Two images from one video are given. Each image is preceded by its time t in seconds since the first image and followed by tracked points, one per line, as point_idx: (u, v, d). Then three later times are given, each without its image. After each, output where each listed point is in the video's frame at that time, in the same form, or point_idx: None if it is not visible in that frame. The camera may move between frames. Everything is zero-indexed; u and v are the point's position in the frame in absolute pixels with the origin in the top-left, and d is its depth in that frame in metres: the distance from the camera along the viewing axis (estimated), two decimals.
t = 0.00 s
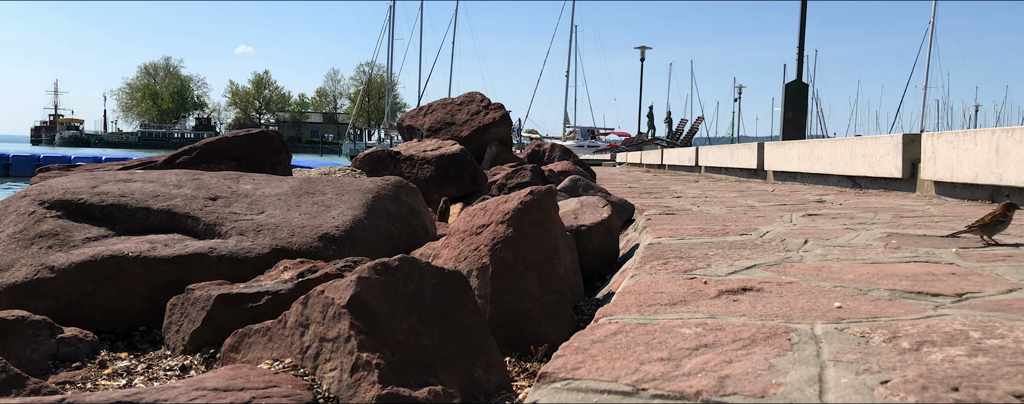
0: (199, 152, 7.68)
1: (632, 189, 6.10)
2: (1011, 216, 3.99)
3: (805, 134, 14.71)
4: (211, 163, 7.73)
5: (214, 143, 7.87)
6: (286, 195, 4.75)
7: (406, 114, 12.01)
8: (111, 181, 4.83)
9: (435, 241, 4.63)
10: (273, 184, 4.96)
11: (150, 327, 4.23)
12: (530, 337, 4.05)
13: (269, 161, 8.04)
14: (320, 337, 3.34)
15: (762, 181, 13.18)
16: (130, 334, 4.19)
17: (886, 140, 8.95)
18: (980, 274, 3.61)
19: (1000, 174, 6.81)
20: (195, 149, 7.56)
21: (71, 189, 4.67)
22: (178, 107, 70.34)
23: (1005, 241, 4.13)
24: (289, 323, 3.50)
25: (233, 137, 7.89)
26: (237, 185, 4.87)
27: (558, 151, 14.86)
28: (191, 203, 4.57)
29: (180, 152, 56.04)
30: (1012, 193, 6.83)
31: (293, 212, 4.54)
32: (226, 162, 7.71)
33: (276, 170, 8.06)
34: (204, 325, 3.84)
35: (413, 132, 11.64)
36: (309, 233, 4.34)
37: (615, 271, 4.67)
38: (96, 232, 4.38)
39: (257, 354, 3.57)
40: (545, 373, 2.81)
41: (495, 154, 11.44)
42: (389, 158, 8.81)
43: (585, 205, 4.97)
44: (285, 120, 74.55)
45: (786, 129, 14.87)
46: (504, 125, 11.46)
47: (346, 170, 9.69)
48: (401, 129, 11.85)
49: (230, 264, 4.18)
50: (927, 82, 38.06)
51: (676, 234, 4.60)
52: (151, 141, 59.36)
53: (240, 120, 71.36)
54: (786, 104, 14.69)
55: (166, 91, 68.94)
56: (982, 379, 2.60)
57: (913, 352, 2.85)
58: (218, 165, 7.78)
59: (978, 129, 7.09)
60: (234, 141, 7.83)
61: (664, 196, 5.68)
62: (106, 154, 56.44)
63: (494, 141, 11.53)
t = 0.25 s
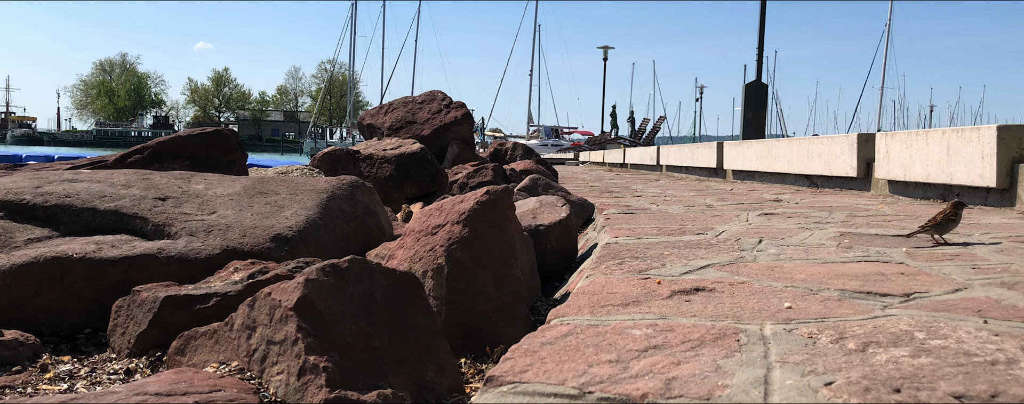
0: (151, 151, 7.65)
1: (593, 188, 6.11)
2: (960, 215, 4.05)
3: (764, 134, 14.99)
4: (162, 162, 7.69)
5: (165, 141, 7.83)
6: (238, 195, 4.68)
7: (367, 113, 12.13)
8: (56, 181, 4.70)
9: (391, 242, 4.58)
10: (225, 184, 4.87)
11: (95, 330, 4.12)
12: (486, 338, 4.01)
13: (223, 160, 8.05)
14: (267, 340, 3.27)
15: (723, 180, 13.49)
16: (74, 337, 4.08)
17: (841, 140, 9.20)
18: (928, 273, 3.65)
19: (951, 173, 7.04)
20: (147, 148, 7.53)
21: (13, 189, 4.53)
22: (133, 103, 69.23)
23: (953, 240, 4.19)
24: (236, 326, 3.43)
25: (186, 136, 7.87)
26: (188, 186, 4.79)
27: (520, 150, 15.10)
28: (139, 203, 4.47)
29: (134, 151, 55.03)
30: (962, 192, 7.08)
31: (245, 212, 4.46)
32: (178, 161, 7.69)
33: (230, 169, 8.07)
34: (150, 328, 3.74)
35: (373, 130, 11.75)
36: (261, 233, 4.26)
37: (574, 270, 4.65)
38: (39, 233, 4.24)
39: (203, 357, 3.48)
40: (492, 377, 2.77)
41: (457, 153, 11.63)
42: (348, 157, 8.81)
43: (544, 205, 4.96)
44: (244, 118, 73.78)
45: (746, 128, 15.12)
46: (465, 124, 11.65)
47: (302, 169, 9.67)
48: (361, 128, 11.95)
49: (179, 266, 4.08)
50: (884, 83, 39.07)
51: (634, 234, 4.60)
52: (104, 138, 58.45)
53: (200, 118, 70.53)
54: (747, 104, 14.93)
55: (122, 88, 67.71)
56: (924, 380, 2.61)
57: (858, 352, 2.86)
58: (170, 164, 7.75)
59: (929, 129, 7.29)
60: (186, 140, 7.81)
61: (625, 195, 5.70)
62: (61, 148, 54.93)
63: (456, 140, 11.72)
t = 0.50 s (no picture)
0: (109, 156, 7.69)
1: (561, 192, 6.10)
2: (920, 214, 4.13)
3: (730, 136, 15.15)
4: (121, 168, 7.73)
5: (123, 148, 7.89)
6: (195, 203, 4.62)
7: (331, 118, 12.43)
8: (6, 189, 4.58)
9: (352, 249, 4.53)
10: (182, 191, 4.82)
11: (46, 344, 4.01)
12: (448, 345, 3.95)
13: (183, 166, 8.21)
14: (219, 352, 3.20)
15: (689, 183, 13.66)
16: (24, 351, 3.96)
17: (804, 143, 9.32)
18: (885, 275, 3.67)
19: (910, 175, 7.18)
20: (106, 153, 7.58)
21: None
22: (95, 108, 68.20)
23: (910, 241, 4.23)
24: (187, 338, 3.35)
25: (146, 142, 7.95)
26: (144, 194, 4.72)
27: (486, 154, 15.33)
28: (92, 212, 4.38)
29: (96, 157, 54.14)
30: (921, 194, 7.22)
31: (201, 220, 4.41)
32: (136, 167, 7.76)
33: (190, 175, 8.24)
34: (101, 341, 3.64)
35: (339, 136, 12.14)
36: (217, 242, 4.18)
37: (538, 275, 4.63)
38: None
39: (154, 370, 3.41)
40: (445, 387, 2.72)
41: (423, 157, 12.05)
42: (312, 162, 8.98)
43: (508, 210, 4.93)
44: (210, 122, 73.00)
45: (713, 131, 15.29)
46: (431, 128, 12.07)
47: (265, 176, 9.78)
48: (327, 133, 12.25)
49: (132, 276, 3.98)
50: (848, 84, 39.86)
51: (598, 238, 4.59)
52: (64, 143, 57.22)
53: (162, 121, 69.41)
54: (713, 106, 15.10)
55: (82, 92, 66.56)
56: (876, 383, 2.60)
57: (812, 356, 2.85)
58: (128, 170, 7.81)
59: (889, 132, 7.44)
60: (146, 146, 7.91)
61: (591, 199, 5.70)
62: (16, 153, 53.19)
63: (422, 144, 12.17)
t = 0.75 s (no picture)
0: (70, 155, 7.78)
1: (531, 191, 6.09)
2: (893, 214, 4.20)
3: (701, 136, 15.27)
4: (81, 167, 7.82)
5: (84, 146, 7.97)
6: (155, 202, 4.55)
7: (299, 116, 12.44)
8: None
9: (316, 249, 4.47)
10: (142, 189, 4.75)
11: None
12: (412, 347, 3.90)
13: (145, 165, 8.29)
14: (174, 354, 3.13)
15: (658, 183, 13.75)
16: None
17: (771, 143, 9.37)
18: (846, 275, 3.69)
19: (875, 176, 7.26)
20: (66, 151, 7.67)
21: None
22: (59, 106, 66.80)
23: (872, 241, 4.27)
24: (141, 340, 3.28)
25: (108, 140, 8.04)
26: (102, 192, 4.64)
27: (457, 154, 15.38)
28: (47, 211, 4.28)
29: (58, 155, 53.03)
30: (886, 194, 7.31)
31: (161, 219, 4.33)
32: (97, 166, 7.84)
33: (152, 173, 8.31)
34: (54, 343, 3.55)
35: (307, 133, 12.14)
36: (177, 241, 4.10)
37: (505, 275, 4.60)
38: None
39: (108, 373, 3.34)
40: (400, 391, 2.67)
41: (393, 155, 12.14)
42: (279, 161, 9.01)
43: (475, 209, 4.91)
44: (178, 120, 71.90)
45: (683, 130, 15.39)
46: (401, 126, 12.17)
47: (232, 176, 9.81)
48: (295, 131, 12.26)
49: (89, 276, 3.87)
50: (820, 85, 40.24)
51: (565, 237, 4.58)
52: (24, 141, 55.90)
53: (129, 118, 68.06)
54: (684, 106, 15.20)
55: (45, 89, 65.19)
56: (831, 385, 2.59)
57: (770, 357, 2.85)
58: (89, 168, 7.88)
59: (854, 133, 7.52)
60: (107, 144, 8.00)
61: (561, 198, 5.69)
62: None
63: (391, 142, 12.24)
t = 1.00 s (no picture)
0: (32, 151, 7.84)
1: (505, 189, 6.08)
2: (864, 215, 4.24)
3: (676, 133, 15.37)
4: (44, 164, 7.88)
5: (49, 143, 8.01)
6: (120, 200, 4.48)
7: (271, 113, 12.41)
8: None
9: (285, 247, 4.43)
10: (107, 187, 4.68)
11: None
12: (381, 346, 3.87)
13: (112, 162, 8.26)
14: (134, 354, 3.07)
15: (632, 180, 13.82)
16: None
17: (743, 141, 9.43)
18: (813, 273, 3.71)
19: (845, 174, 7.32)
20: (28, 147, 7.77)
21: None
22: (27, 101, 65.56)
23: (839, 240, 4.30)
24: (101, 340, 3.22)
25: (72, 136, 8.05)
26: (65, 189, 4.56)
27: (431, 151, 15.38)
28: (7, 208, 4.19)
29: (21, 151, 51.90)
30: (855, 192, 7.36)
31: (126, 217, 4.26)
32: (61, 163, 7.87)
33: (118, 170, 8.28)
34: (13, 343, 3.48)
35: (279, 130, 12.09)
36: (142, 239, 4.02)
37: (477, 273, 4.58)
38: None
39: (66, 374, 3.28)
40: (362, 392, 2.64)
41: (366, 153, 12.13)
42: (250, 158, 8.95)
43: (447, 207, 4.89)
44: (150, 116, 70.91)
45: (657, 128, 15.49)
46: (375, 123, 12.19)
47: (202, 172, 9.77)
48: (267, 127, 12.20)
49: (50, 275, 3.78)
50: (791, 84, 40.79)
51: (536, 236, 4.57)
52: None
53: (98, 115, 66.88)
54: (658, 105, 15.29)
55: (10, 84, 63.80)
56: (792, 384, 2.60)
57: (734, 356, 2.86)
58: (52, 165, 7.93)
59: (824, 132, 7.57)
60: (72, 140, 8.03)
61: (535, 196, 5.68)
62: None
63: (365, 139, 12.23)
